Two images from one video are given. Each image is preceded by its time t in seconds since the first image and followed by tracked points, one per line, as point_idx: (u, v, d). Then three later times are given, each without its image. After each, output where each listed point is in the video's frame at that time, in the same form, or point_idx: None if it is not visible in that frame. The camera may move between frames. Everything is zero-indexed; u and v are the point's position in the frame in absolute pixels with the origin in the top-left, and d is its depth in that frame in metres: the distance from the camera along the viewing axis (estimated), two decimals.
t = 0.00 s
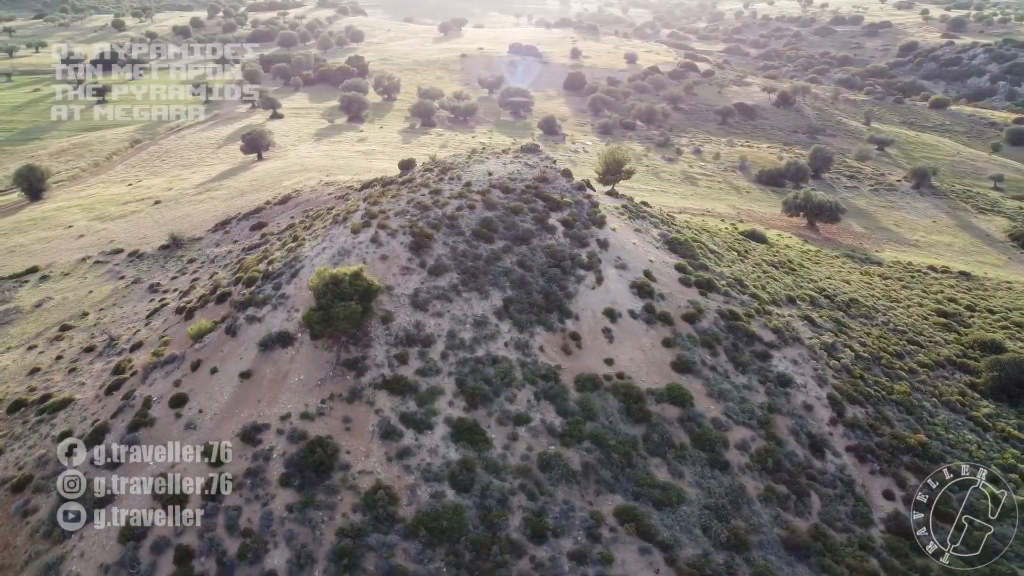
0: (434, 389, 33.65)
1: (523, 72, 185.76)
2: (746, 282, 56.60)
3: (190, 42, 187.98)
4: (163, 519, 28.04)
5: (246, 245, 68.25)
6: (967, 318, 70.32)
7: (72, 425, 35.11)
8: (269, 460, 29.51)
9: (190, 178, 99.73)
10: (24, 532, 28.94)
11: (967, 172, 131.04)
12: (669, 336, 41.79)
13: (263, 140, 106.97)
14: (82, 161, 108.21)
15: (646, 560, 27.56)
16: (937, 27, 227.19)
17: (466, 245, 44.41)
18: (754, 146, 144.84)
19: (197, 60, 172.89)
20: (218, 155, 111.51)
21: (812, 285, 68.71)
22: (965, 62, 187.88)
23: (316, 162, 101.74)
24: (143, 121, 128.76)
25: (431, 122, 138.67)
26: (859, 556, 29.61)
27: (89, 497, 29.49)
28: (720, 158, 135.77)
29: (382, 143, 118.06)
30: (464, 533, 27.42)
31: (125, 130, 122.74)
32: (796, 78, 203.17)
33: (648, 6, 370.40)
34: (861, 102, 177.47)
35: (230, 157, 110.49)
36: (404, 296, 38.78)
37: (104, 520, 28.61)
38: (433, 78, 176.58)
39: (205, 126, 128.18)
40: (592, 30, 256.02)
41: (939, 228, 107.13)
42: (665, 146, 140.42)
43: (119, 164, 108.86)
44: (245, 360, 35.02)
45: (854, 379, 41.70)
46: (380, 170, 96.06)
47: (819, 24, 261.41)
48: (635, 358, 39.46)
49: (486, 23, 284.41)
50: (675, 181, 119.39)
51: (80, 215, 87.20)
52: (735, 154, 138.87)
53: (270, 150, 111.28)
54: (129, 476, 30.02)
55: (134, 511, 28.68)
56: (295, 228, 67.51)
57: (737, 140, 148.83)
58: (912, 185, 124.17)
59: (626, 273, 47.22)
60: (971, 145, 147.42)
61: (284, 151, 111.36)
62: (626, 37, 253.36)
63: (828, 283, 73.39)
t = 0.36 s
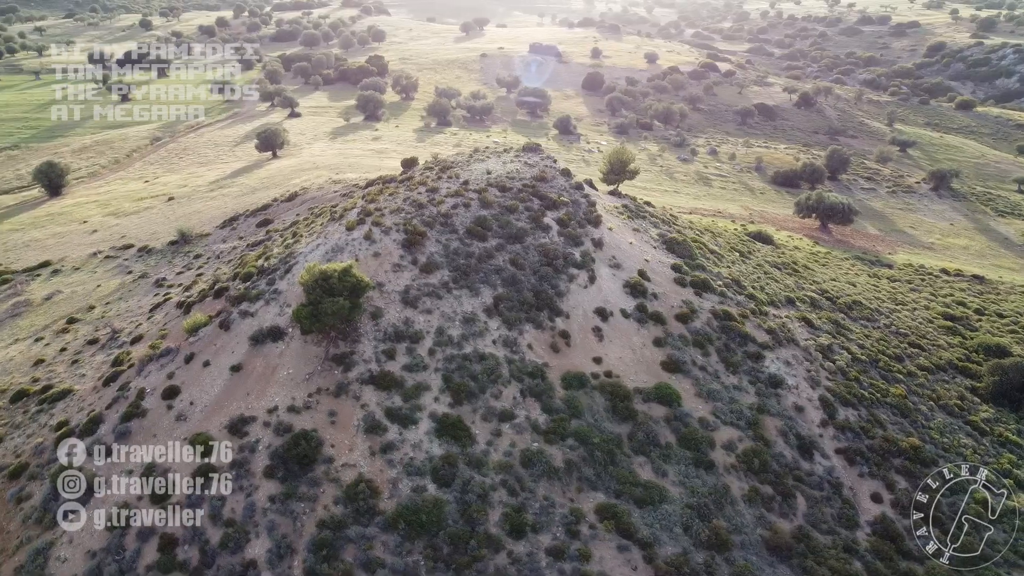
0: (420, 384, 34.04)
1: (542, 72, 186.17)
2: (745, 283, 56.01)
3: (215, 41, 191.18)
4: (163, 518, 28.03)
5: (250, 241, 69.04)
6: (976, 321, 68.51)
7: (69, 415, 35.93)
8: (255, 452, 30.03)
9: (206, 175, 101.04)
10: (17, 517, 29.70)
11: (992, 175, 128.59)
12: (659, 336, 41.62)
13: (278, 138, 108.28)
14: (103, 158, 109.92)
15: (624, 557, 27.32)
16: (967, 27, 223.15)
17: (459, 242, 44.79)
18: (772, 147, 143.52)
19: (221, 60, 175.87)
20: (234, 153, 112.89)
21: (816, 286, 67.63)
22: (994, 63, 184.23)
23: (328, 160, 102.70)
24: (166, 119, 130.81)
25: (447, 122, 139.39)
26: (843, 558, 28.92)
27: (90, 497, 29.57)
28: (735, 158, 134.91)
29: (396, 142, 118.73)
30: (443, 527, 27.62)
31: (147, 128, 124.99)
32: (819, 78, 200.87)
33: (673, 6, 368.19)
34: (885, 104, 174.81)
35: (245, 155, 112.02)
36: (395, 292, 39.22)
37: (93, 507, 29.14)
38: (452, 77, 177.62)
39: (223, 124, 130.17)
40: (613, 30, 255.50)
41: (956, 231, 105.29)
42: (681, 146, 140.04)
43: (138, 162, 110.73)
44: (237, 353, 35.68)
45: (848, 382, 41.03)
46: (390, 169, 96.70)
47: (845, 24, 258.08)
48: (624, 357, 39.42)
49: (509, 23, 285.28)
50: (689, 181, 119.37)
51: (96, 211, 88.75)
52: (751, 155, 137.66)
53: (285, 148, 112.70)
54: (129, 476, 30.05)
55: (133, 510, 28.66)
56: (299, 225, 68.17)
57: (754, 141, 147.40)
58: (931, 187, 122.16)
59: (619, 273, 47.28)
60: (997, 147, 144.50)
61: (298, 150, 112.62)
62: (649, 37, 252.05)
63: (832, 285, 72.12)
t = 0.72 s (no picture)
0: (412, 379, 34.34)
1: (565, 72, 186.06)
2: (748, 283, 55.33)
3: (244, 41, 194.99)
4: (163, 519, 28.18)
5: (261, 237, 69.98)
6: (991, 325, 66.84)
7: (73, 404, 36.96)
8: (246, 443, 30.56)
9: (226, 172, 102.77)
10: (18, 501, 30.65)
11: (1022, 178, 125.48)
12: (655, 335, 41.36)
13: (296, 136, 109.68)
14: (127, 155, 112.11)
15: (607, 554, 27.29)
16: (1004, 27, 217.43)
17: (457, 240, 45.05)
18: (793, 147, 141.65)
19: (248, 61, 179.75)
20: (254, 151, 114.68)
21: (824, 288, 66.44)
22: None
23: (344, 158, 103.86)
24: (189, 116, 132.98)
25: (467, 120, 140.00)
26: (831, 561, 28.49)
27: (91, 498, 29.77)
28: (754, 159, 133.64)
29: (415, 141, 119.51)
30: (427, 520, 27.86)
31: (172, 125, 127.41)
32: (847, 78, 197.70)
33: (701, 6, 365.00)
34: (915, 105, 171.28)
35: (264, 153, 113.79)
36: (390, 288, 39.61)
37: (90, 493, 29.90)
38: (476, 76, 178.50)
39: (245, 123, 132.38)
40: (639, 28, 254.22)
41: (979, 235, 102.78)
42: (700, 147, 139.15)
43: (161, 159, 112.83)
44: (234, 346, 36.34)
45: (847, 384, 40.48)
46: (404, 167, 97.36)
47: (877, 24, 253.72)
48: (618, 355, 39.30)
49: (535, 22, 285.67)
50: (706, 181, 118.72)
51: (116, 207, 90.28)
52: (771, 155, 136.10)
53: (302, 147, 114.34)
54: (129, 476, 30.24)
55: (134, 510, 28.84)
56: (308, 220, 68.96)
57: (776, 142, 145.80)
58: (955, 189, 119.54)
59: (617, 272, 47.13)
60: None
61: (316, 148, 114.13)
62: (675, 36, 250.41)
63: (841, 287, 70.76)
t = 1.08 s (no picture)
0: (404, 374, 34.70)
1: (589, 71, 185.61)
2: (751, 284, 54.54)
3: (274, 40, 198.51)
4: (163, 518, 28.47)
5: (272, 232, 70.87)
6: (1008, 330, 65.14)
7: (78, 393, 38.13)
8: (239, 434, 31.23)
9: (247, 170, 104.09)
10: (20, 486, 31.70)
11: None
12: (651, 335, 41.09)
13: (315, 134, 110.87)
14: (153, 151, 113.93)
15: (589, 550, 27.33)
16: None
17: (455, 237, 45.28)
18: (817, 148, 139.44)
19: (277, 61, 183.39)
20: (275, 149, 116.24)
21: (831, 289, 65.11)
22: None
23: (361, 156, 104.77)
24: (187, 116, 131.29)
25: (488, 119, 140.16)
26: (817, 563, 28.29)
27: (91, 497, 29.99)
28: (775, 159, 132.07)
29: (435, 139, 120.19)
30: (411, 512, 28.16)
31: (197, 122, 129.21)
32: (878, 79, 194.12)
33: (732, 4, 360.26)
34: (947, 107, 167.42)
35: (284, 151, 115.42)
36: (387, 284, 40.06)
37: (88, 478, 30.77)
38: (500, 75, 178.88)
39: (269, 121, 134.12)
40: (666, 28, 252.55)
41: (1004, 239, 100.17)
42: (722, 147, 137.77)
43: (185, 155, 114.36)
44: (232, 339, 37.11)
45: (846, 386, 39.97)
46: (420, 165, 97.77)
47: (911, 24, 248.75)
48: (611, 354, 39.21)
49: (562, 21, 285.66)
50: (724, 181, 117.78)
51: (136, 202, 91.36)
52: (793, 156, 134.31)
53: (321, 144, 115.74)
54: (129, 476, 30.43)
55: (129, 496, 29.65)
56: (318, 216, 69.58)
57: (799, 142, 143.79)
58: (981, 192, 116.62)
59: (616, 271, 46.92)
60: None
61: (336, 146, 115.47)
62: (703, 36, 248.13)
63: (852, 288, 69.60)
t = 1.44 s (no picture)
0: (397, 368, 35.08)
1: (613, 72, 185.22)
2: (753, 284, 53.86)
3: (302, 40, 201.80)
4: (163, 519, 28.66)
5: (282, 229, 71.65)
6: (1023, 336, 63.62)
7: (83, 382, 39.31)
8: (233, 425, 31.93)
9: (266, 167, 105.40)
10: (23, 471, 32.92)
11: None
12: (646, 334, 40.85)
13: (334, 132, 111.94)
14: (178, 149, 116.10)
15: (573, 546, 27.39)
16: None
17: (454, 235, 45.53)
18: (839, 149, 137.32)
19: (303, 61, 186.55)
20: (296, 147, 117.67)
21: (839, 290, 63.99)
22: None
23: (378, 154, 105.50)
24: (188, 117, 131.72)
25: (509, 118, 140.18)
26: (803, 565, 28.09)
27: (91, 497, 30.18)
28: (796, 160, 130.57)
29: (455, 138, 120.52)
30: (398, 505, 28.48)
31: (223, 120, 131.39)
32: (909, 80, 190.65)
33: (763, 3, 355.59)
34: (981, 109, 163.28)
35: (304, 149, 116.75)
36: (384, 280, 40.52)
37: (87, 465, 31.73)
38: (523, 75, 179.11)
39: (291, 119, 135.77)
40: (694, 28, 250.81)
41: None
42: (743, 148, 136.31)
43: (209, 152, 116.31)
44: (231, 332, 37.88)
45: (844, 388, 39.53)
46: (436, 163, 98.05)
47: (946, 24, 243.87)
48: (606, 353, 39.05)
49: (590, 21, 285.56)
50: (742, 182, 116.74)
51: (156, 198, 92.99)
52: (815, 157, 132.45)
53: (341, 142, 116.99)
54: (129, 476, 30.59)
55: (126, 482, 30.43)
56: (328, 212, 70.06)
57: (822, 143, 141.74)
58: (1007, 195, 113.85)
59: (615, 270, 46.70)
60: None
61: (355, 144, 116.55)
62: (731, 36, 245.63)
63: (863, 290, 68.57)
